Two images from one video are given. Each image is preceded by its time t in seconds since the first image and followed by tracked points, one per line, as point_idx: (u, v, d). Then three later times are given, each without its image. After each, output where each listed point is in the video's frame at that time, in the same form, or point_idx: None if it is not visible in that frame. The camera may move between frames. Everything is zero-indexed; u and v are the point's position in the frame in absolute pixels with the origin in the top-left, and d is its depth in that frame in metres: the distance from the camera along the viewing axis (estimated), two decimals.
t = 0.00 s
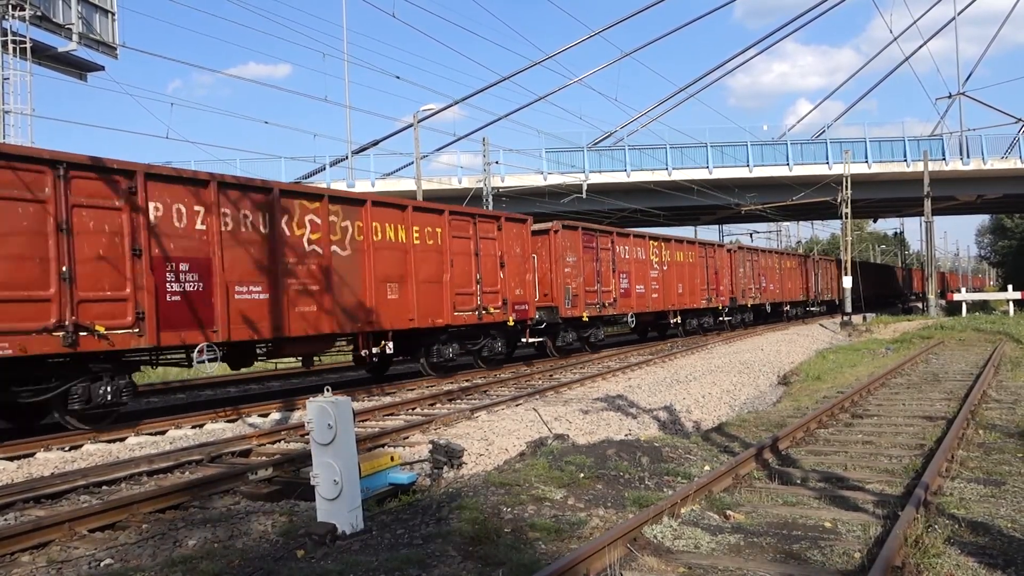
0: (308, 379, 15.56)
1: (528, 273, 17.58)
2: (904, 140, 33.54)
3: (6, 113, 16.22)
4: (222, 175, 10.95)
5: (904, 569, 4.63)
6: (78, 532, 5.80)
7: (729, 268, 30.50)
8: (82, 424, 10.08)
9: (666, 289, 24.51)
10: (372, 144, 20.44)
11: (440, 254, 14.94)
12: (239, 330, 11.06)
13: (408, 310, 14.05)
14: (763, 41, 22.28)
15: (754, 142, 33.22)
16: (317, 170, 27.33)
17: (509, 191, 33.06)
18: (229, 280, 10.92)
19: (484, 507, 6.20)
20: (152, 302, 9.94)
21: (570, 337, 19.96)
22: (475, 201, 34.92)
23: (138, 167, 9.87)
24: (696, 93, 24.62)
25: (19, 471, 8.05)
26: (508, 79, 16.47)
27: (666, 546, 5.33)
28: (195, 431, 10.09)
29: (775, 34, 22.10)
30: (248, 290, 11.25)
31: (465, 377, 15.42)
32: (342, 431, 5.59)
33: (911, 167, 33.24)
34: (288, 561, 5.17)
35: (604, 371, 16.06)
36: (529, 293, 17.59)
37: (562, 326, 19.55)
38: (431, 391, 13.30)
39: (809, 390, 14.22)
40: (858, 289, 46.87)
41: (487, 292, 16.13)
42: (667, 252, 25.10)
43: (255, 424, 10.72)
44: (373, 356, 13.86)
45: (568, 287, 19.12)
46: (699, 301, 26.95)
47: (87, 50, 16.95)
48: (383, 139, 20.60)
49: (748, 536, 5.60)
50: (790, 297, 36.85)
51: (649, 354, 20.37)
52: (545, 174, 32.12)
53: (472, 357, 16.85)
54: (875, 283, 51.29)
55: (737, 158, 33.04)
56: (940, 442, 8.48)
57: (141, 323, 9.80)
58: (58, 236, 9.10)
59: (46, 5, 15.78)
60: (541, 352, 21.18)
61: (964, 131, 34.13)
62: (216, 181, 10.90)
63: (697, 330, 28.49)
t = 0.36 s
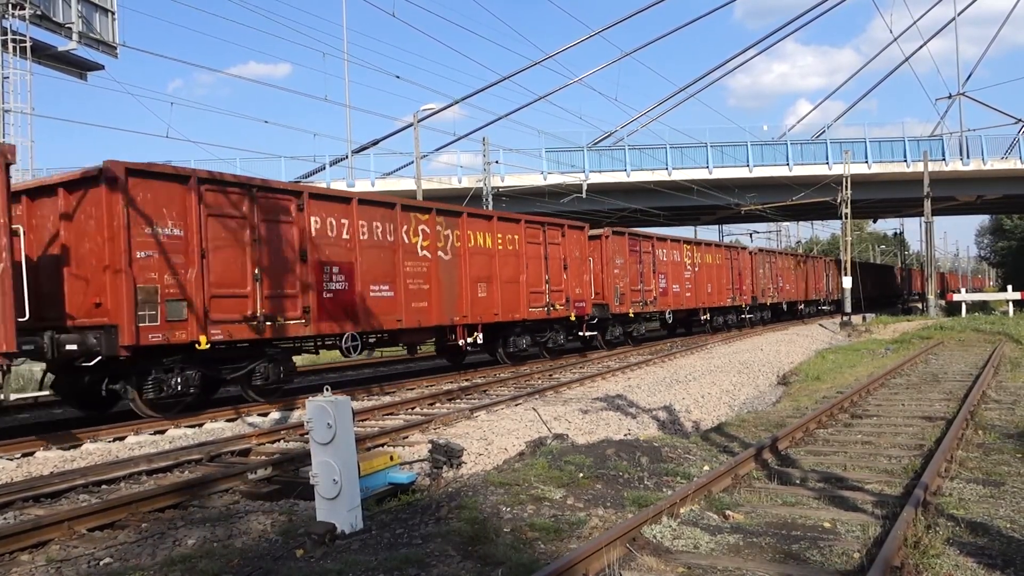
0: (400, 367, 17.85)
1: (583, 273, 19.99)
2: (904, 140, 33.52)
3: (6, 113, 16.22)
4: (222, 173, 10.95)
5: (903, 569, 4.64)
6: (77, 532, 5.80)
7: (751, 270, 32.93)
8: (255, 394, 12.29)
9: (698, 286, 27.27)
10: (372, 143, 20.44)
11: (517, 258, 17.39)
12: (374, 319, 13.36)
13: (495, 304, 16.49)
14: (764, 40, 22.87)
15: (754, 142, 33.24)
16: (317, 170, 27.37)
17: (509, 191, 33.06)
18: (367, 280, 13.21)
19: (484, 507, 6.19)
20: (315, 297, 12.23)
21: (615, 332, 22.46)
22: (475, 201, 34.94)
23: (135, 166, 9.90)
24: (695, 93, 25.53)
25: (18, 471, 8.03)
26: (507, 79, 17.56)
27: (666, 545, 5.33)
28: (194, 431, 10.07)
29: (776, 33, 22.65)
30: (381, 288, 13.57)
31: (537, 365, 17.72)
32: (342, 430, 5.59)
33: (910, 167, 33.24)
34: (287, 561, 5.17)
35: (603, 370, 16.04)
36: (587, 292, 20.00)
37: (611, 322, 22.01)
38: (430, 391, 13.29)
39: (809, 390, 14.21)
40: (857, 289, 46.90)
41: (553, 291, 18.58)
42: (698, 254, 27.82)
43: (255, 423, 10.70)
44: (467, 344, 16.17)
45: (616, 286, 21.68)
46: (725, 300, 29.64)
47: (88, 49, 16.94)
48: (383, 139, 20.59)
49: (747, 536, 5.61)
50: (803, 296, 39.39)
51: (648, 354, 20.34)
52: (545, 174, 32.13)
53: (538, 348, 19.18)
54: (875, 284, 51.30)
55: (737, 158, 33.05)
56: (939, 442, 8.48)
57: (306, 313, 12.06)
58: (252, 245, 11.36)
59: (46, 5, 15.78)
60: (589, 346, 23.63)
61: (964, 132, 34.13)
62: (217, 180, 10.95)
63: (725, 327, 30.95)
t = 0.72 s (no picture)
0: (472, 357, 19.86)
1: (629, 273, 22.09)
2: (904, 140, 33.53)
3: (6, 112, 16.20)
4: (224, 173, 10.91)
5: (904, 568, 4.64)
6: (77, 532, 5.80)
7: (769, 271, 35.21)
8: (378, 377, 14.42)
9: (723, 285, 29.57)
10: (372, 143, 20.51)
11: (578, 260, 19.47)
12: (468, 313, 15.51)
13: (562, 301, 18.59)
14: (763, 39, 23.75)
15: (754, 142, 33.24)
16: (317, 169, 27.39)
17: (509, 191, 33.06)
18: (702, 280, 27.66)
19: (484, 507, 6.19)
20: (427, 295, 14.47)
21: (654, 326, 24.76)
22: (475, 201, 34.94)
23: (138, 165, 9.88)
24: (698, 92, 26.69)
25: (18, 470, 8.03)
26: (508, 79, 18.15)
27: (666, 545, 5.33)
28: (194, 430, 10.06)
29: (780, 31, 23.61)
30: (473, 287, 15.73)
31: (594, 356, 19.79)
32: (342, 431, 5.59)
33: (910, 167, 33.24)
34: (287, 560, 5.17)
35: (603, 370, 16.02)
36: (631, 291, 22.03)
37: (650, 317, 24.51)
38: (430, 390, 13.29)
39: (809, 390, 14.19)
40: (857, 289, 46.90)
41: (605, 290, 20.62)
42: (722, 255, 30.15)
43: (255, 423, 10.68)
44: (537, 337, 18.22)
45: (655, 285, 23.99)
46: (747, 298, 31.95)
47: (88, 48, 16.94)
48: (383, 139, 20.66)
49: (748, 536, 5.60)
50: (816, 295, 41.88)
51: (648, 354, 20.29)
52: (545, 174, 32.13)
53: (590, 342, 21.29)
54: (875, 283, 51.29)
55: (737, 157, 33.05)
56: (939, 442, 8.47)
57: (421, 309, 14.29)
58: (381, 252, 13.60)
59: (46, 4, 15.77)
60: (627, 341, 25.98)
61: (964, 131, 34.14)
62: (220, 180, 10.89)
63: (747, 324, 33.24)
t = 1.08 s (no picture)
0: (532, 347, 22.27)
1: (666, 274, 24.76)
2: (904, 139, 33.52)
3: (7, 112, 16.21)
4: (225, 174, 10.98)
5: (904, 568, 4.64)
6: (78, 532, 5.80)
7: (786, 271, 37.48)
8: (468, 364, 16.76)
9: (746, 284, 31.65)
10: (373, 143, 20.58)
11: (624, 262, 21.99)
12: (539, 309, 17.94)
13: (614, 298, 21.11)
14: (764, 39, 24.22)
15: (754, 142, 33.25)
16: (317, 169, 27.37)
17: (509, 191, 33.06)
18: (728, 280, 29.93)
19: (484, 507, 6.18)
20: (508, 293, 16.89)
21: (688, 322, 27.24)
22: (475, 201, 34.93)
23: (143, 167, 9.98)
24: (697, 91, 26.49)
25: (19, 470, 8.04)
26: (507, 79, 17.86)
27: (666, 545, 5.33)
28: (195, 430, 10.07)
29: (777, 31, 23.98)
30: (543, 286, 18.19)
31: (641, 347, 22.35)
32: (342, 431, 5.59)
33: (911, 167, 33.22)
34: (288, 560, 5.17)
35: (603, 370, 15.97)
36: (668, 290, 24.50)
37: (684, 314, 26.96)
38: (431, 390, 13.27)
39: (810, 390, 14.15)
40: (858, 289, 46.84)
41: (647, 288, 23.08)
42: (744, 257, 32.32)
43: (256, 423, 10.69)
44: (591, 330, 20.67)
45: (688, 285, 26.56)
46: (767, 297, 34.27)
47: (88, 49, 16.95)
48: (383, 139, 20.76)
49: (748, 535, 5.60)
50: (828, 294, 44.14)
51: (648, 354, 20.21)
52: (545, 174, 32.11)
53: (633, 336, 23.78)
54: (875, 283, 51.25)
55: (737, 157, 33.04)
56: (940, 442, 8.45)
57: (504, 305, 16.74)
58: (474, 256, 16.06)
59: (47, 4, 15.78)
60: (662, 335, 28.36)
61: (964, 131, 34.12)
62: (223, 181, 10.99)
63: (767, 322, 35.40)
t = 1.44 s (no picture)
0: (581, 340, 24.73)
1: (697, 275, 27.27)
2: (905, 139, 33.50)
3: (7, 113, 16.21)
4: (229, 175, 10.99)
5: (904, 568, 4.64)
6: (79, 532, 5.80)
7: (802, 272, 39.63)
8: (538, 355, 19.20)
9: (767, 284, 33.90)
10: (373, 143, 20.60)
11: (661, 264, 24.42)
12: (596, 305, 20.32)
13: (653, 296, 23.52)
14: (761, 42, 23.53)
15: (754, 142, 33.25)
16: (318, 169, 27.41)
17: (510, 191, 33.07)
18: (751, 280, 32.20)
19: (485, 507, 6.19)
20: (571, 292, 19.25)
21: (717, 318, 29.73)
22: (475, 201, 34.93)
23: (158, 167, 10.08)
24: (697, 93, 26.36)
25: (19, 470, 8.04)
26: (508, 79, 17.53)
27: (667, 544, 5.33)
28: (196, 430, 10.07)
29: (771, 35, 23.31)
30: (597, 286, 20.55)
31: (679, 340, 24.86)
32: (342, 430, 5.59)
33: (911, 166, 33.21)
34: (288, 560, 5.17)
35: (604, 370, 15.94)
36: (699, 289, 27.04)
37: (713, 311, 29.35)
38: (431, 390, 13.27)
39: (810, 390, 14.12)
40: (858, 289, 46.80)
41: (682, 288, 25.67)
42: (765, 257, 34.64)
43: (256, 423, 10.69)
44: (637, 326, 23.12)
45: (717, 285, 28.90)
46: (785, 296, 36.56)
47: (88, 49, 16.95)
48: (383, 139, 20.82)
49: (749, 535, 5.60)
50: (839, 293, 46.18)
51: (649, 354, 20.15)
52: (545, 174, 32.10)
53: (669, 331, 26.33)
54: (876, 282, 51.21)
55: (738, 157, 33.04)
56: (941, 442, 8.45)
57: (569, 303, 19.12)
58: (544, 260, 18.50)
59: (47, 4, 15.80)
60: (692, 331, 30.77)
61: (965, 130, 34.09)
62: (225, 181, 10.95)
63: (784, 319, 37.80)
